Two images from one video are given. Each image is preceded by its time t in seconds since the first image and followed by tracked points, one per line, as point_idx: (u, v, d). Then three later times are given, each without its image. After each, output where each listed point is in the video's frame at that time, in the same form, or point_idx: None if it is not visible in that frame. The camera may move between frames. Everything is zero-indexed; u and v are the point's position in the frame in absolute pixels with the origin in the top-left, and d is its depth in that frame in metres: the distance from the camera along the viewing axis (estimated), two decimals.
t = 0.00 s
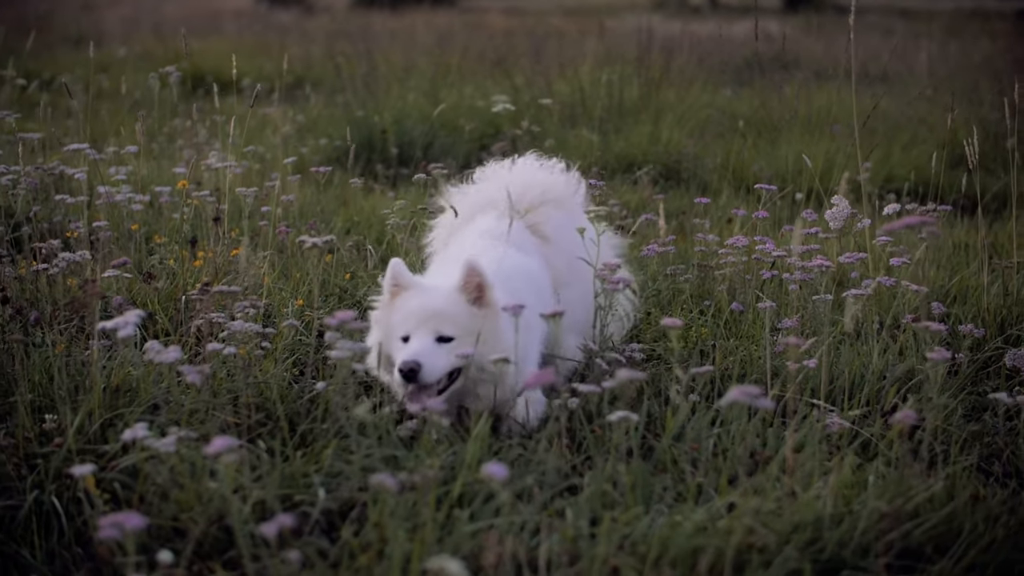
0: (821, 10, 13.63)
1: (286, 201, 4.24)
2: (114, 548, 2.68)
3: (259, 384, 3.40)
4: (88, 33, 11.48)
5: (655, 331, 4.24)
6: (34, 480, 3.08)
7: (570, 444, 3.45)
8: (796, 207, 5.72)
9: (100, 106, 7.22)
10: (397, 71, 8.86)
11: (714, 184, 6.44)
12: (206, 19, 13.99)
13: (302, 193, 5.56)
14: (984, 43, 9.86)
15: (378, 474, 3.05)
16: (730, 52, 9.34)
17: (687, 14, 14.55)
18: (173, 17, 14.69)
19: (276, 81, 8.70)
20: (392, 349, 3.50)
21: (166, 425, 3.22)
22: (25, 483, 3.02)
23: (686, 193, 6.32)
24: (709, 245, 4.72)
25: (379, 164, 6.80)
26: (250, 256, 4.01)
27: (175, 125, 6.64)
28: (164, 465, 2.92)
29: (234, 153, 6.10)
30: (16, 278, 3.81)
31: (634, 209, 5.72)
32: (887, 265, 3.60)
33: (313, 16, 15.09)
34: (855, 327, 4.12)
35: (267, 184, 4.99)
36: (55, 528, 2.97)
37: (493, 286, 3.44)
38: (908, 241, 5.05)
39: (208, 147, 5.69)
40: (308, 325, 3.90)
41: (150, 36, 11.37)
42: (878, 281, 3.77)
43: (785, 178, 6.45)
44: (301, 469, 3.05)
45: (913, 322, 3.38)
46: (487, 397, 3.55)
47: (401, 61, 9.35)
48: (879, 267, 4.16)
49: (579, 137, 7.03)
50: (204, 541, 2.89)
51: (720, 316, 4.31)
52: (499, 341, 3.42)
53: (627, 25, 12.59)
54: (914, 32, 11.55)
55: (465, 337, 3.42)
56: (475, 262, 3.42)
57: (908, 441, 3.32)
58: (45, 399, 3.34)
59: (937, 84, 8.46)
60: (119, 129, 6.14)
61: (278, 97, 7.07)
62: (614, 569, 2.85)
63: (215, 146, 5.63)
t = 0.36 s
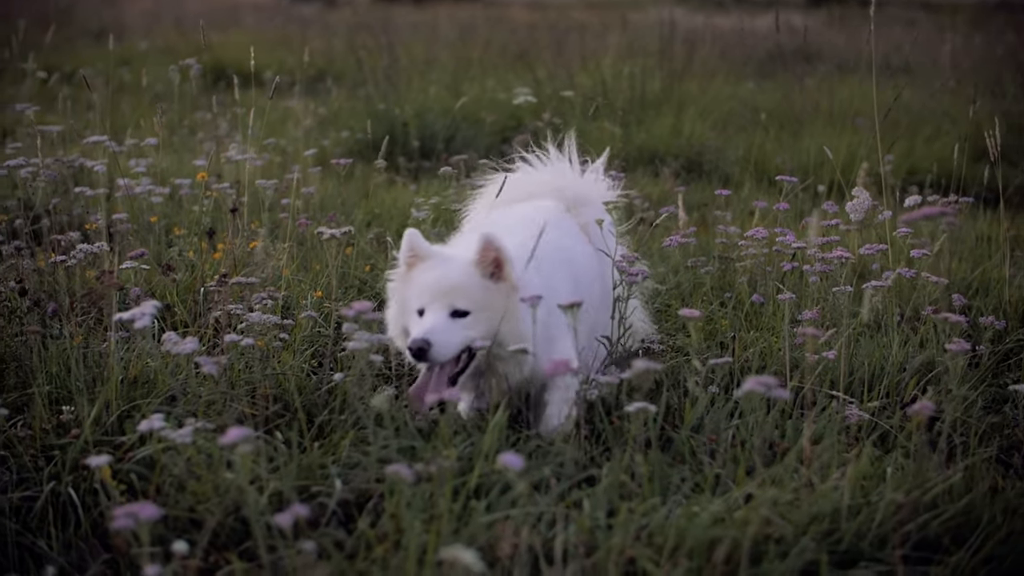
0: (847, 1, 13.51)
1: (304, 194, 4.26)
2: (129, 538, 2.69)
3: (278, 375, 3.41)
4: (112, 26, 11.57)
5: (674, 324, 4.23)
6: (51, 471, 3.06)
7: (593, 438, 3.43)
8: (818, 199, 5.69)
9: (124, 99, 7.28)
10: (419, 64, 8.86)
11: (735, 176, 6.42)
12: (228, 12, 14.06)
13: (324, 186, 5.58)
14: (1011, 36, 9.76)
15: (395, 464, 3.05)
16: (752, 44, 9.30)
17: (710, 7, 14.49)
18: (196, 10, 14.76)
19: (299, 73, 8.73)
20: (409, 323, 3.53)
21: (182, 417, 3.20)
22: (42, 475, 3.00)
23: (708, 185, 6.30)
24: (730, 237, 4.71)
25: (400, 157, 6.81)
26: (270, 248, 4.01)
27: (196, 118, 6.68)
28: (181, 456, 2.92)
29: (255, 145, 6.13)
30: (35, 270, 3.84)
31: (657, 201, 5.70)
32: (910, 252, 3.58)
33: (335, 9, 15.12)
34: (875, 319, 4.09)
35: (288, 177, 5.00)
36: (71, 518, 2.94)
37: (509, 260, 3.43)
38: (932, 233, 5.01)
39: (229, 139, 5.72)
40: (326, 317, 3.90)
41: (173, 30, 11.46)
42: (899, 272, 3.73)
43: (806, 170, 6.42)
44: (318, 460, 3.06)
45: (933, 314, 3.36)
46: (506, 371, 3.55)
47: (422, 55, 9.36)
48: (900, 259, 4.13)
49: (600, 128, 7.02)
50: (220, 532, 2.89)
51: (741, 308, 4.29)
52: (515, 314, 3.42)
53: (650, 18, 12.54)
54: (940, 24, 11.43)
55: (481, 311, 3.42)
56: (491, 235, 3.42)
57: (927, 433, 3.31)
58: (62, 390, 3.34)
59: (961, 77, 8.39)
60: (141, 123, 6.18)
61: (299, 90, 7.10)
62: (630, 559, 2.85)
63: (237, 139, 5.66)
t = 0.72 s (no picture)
0: None
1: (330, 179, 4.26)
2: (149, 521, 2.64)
3: (303, 359, 3.41)
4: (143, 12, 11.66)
5: (699, 310, 4.22)
6: (75, 455, 3.04)
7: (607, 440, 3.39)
8: (850, 185, 5.65)
9: (152, 86, 7.34)
10: (446, 52, 8.86)
11: (763, 162, 6.39)
12: None
13: (353, 171, 5.59)
14: None
15: (419, 449, 3.06)
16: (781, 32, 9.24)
17: None
18: None
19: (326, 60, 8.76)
20: (470, 278, 3.56)
21: (205, 401, 3.18)
22: (66, 458, 2.97)
23: (735, 171, 6.28)
24: (759, 224, 4.69)
25: (429, 143, 6.83)
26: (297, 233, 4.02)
27: (225, 103, 6.72)
28: (204, 440, 2.92)
29: (283, 131, 6.16)
30: (62, 254, 3.85)
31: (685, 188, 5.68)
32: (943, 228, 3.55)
33: None
34: (904, 306, 4.06)
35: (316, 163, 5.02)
36: (95, 502, 2.91)
37: (571, 209, 3.49)
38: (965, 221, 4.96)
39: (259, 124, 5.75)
40: (352, 302, 3.89)
41: (203, 15, 11.53)
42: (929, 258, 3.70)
43: (836, 156, 6.38)
44: (342, 444, 3.07)
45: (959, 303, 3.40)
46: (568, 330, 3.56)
47: (451, 40, 9.36)
48: (931, 246, 4.10)
49: (629, 113, 7.00)
50: (243, 516, 2.89)
51: (769, 295, 4.27)
52: (581, 263, 3.45)
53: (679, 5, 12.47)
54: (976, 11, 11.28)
55: (545, 262, 3.46)
56: (552, 185, 3.50)
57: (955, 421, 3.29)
58: (86, 374, 3.31)
59: (996, 64, 8.27)
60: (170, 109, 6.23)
61: (328, 76, 7.12)
62: (653, 544, 2.85)
63: (266, 126, 5.69)
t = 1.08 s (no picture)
0: None
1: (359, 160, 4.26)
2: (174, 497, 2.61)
3: (330, 338, 3.40)
4: None
5: (727, 291, 4.21)
6: (101, 433, 3.01)
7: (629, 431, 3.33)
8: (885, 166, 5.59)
9: (182, 65, 7.38)
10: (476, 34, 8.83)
11: (796, 142, 6.33)
12: None
13: (384, 151, 5.59)
14: None
15: (446, 428, 3.09)
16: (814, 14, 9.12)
17: None
18: None
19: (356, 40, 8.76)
20: (548, 270, 3.51)
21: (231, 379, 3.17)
22: (91, 436, 2.95)
23: (766, 152, 6.22)
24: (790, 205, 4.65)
25: (460, 123, 6.81)
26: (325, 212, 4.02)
27: (255, 83, 6.74)
28: (230, 418, 2.92)
29: (314, 111, 6.17)
30: (90, 232, 3.88)
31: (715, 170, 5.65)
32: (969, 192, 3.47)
33: None
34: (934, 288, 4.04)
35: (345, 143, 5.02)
36: (120, 479, 2.88)
37: (654, 197, 3.42)
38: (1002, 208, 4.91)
39: (290, 103, 5.76)
40: (379, 282, 3.88)
41: None
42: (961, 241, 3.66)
43: (870, 137, 6.31)
44: (369, 423, 3.08)
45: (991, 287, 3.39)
46: (649, 323, 3.50)
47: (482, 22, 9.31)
48: (964, 229, 4.07)
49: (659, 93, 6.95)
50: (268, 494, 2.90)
51: (799, 276, 4.24)
52: (664, 253, 3.39)
53: None
54: None
55: (627, 253, 3.39)
56: (633, 172, 3.43)
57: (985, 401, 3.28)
58: (112, 352, 3.27)
59: None
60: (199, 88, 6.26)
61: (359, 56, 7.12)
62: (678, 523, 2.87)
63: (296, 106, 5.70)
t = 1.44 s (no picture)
0: None
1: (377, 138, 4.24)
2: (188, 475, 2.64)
3: (348, 316, 3.39)
4: None
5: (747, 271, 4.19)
6: (116, 411, 3.03)
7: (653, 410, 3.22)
8: (914, 146, 5.50)
9: (203, 43, 7.36)
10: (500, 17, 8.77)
11: (823, 123, 6.25)
12: None
13: (406, 130, 5.57)
14: None
15: (464, 406, 3.09)
16: None
17: None
18: None
19: (378, 20, 8.72)
20: (614, 297, 3.23)
21: (247, 357, 3.17)
22: (106, 414, 2.97)
23: (791, 133, 6.15)
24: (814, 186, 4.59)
25: (483, 103, 6.76)
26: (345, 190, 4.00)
27: (277, 62, 6.73)
28: (245, 396, 2.94)
29: (336, 91, 6.15)
30: (109, 210, 3.91)
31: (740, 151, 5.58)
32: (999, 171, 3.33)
33: None
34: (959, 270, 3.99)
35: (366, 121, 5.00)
36: (135, 457, 2.91)
37: (723, 217, 3.22)
38: None
39: (312, 82, 5.74)
40: (398, 260, 3.87)
41: None
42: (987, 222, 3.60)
43: (898, 118, 6.21)
44: (384, 402, 3.08)
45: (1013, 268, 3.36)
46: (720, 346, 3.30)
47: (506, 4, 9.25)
48: (991, 211, 4.01)
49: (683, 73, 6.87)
50: (284, 472, 2.92)
51: (823, 257, 4.19)
52: (740, 275, 3.20)
53: None
54: None
55: (701, 277, 3.16)
56: (702, 191, 3.20)
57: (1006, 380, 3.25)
58: (128, 329, 3.29)
59: None
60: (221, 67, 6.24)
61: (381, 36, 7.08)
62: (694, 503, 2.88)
63: (317, 85, 5.68)
